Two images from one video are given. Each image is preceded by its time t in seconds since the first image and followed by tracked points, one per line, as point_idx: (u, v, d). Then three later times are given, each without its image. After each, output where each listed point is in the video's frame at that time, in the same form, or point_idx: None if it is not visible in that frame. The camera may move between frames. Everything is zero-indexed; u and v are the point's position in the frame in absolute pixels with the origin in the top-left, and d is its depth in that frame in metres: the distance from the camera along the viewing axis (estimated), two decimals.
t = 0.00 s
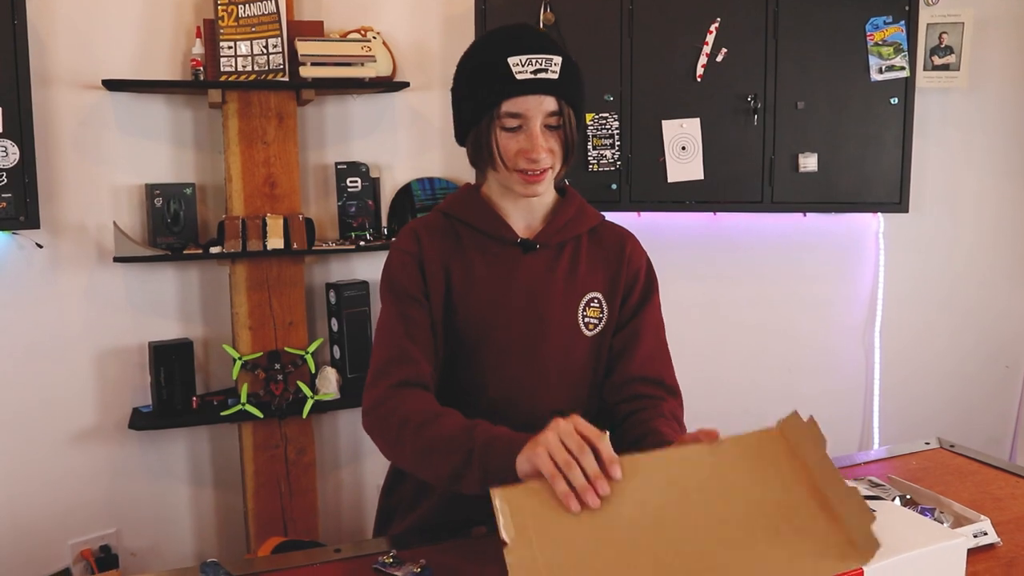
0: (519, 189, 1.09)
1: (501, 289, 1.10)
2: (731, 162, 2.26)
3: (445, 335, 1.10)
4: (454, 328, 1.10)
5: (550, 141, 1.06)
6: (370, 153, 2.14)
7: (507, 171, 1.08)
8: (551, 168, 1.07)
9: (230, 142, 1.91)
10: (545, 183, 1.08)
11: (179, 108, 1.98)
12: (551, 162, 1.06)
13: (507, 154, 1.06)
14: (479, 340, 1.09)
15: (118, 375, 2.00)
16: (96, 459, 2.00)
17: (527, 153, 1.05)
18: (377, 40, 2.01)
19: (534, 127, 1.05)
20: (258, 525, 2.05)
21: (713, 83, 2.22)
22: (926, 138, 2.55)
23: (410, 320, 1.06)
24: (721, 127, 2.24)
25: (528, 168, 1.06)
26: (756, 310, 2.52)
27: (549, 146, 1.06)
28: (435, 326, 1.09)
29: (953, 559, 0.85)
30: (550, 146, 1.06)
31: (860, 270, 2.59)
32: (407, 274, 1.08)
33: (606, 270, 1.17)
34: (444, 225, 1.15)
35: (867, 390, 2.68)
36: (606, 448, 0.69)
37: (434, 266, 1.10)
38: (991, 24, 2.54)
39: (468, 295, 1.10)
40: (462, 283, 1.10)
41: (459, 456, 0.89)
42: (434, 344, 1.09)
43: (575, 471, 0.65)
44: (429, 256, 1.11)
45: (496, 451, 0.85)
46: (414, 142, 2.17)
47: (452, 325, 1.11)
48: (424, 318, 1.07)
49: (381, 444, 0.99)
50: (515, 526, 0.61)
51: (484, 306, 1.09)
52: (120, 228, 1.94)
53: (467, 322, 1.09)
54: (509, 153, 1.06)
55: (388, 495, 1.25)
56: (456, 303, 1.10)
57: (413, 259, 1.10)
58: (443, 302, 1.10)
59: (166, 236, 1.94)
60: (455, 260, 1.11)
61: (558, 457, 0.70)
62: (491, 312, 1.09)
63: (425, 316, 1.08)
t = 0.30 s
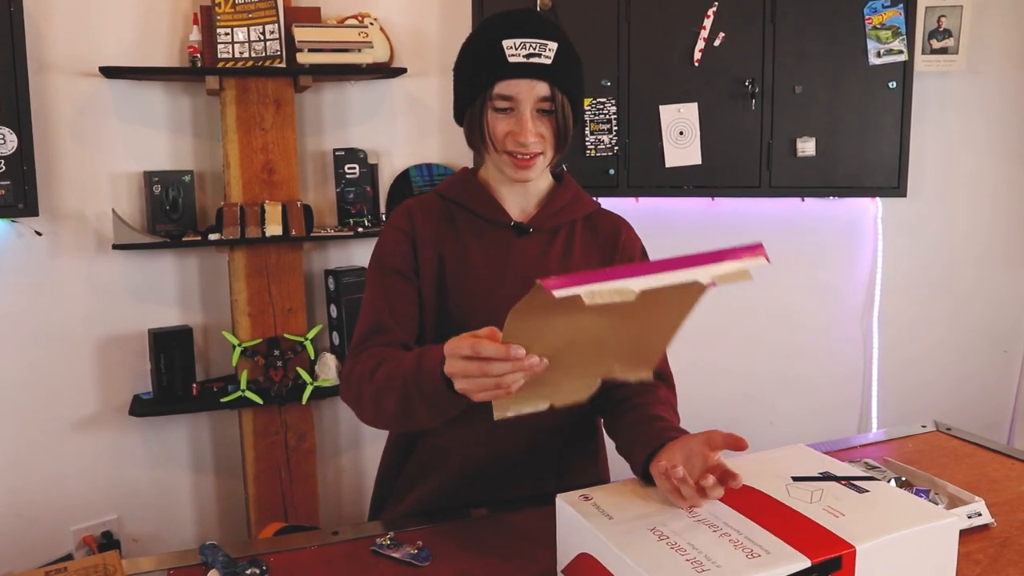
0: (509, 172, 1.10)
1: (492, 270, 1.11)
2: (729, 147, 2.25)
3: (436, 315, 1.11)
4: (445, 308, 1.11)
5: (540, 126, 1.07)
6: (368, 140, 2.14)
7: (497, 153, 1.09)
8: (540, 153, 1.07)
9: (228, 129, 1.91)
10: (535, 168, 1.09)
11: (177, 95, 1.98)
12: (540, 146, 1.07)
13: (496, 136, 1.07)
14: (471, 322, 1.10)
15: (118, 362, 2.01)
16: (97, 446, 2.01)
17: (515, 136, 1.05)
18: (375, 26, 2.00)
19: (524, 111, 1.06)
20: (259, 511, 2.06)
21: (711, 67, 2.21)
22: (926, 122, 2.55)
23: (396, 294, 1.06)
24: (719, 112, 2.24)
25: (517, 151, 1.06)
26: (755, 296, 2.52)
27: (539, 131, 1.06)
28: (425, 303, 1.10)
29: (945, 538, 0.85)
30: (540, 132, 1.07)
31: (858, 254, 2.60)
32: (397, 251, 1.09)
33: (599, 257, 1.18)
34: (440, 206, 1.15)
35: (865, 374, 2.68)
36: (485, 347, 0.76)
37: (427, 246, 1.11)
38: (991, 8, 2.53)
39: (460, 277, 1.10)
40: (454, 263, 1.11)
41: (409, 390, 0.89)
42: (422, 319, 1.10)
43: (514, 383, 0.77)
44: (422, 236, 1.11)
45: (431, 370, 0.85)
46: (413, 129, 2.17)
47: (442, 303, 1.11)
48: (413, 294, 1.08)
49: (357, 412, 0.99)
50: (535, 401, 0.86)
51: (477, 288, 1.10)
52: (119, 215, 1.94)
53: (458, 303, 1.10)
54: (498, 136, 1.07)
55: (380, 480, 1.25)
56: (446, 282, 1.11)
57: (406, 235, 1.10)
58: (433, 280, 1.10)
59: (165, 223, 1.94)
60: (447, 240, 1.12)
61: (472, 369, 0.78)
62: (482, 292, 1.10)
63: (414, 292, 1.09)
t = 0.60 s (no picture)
0: (501, 166, 1.11)
1: (482, 265, 1.12)
2: (726, 142, 2.26)
3: (430, 309, 1.12)
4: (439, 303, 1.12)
5: (530, 120, 1.08)
6: (367, 136, 2.14)
7: (489, 148, 1.10)
8: (531, 147, 1.08)
9: (226, 125, 1.92)
10: (526, 162, 1.09)
11: (175, 91, 1.98)
12: (530, 141, 1.07)
13: (487, 131, 1.08)
14: (466, 315, 1.10)
15: (117, 358, 2.02)
16: (97, 441, 2.02)
17: (505, 130, 1.06)
18: (373, 21, 2.00)
19: (514, 106, 1.06)
20: (259, 506, 2.07)
21: (708, 63, 2.22)
22: (923, 116, 2.55)
23: (389, 290, 1.07)
24: (717, 107, 2.24)
25: (507, 145, 1.07)
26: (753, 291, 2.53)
27: (529, 126, 1.07)
28: (420, 299, 1.11)
29: (938, 529, 0.86)
30: (531, 126, 1.07)
31: (855, 248, 2.60)
32: (391, 247, 1.09)
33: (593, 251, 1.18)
34: (433, 201, 1.17)
35: (863, 368, 2.69)
36: (474, 366, 0.73)
37: (421, 241, 1.11)
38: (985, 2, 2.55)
39: (453, 272, 1.11)
40: (447, 258, 1.12)
41: (396, 393, 0.90)
42: (417, 314, 1.11)
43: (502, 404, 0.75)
44: (415, 231, 1.12)
45: (419, 375, 0.88)
46: (411, 125, 2.18)
47: (436, 298, 1.12)
48: (406, 290, 1.09)
49: (349, 409, 1.00)
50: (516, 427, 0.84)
51: (469, 283, 1.11)
52: (118, 212, 1.95)
53: (451, 297, 1.11)
54: (489, 131, 1.08)
55: (379, 472, 1.26)
56: (440, 277, 1.12)
57: (400, 231, 1.11)
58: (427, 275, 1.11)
59: (164, 219, 1.95)
60: (440, 235, 1.13)
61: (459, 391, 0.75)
62: (474, 286, 1.11)
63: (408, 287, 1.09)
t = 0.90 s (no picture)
0: (504, 160, 1.11)
1: (482, 258, 1.12)
2: (730, 138, 2.26)
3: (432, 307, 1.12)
4: (440, 299, 1.12)
5: (533, 112, 1.08)
6: (370, 132, 2.15)
7: (491, 142, 1.09)
8: (534, 139, 1.08)
9: (230, 122, 1.92)
10: (529, 154, 1.09)
11: (179, 88, 1.99)
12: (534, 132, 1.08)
13: (490, 125, 1.07)
14: (467, 311, 1.11)
15: (122, 354, 2.02)
16: (101, 438, 2.02)
17: (509, 124, 1.06)
18: (376, 18, 2.01)
19: (516, 99, 1.07)
20: (263, 502, 2.07)
21: (712, 58, 2.21)
22: (927, 111, 2.55)
23: (391, 287, 1.08)
24: (720, 103, 2.24)
25: (511, 138, 1.07)
26: (757, 287, 2.53)
27: (532, 117, 1.07)
28: (421, 297, 1.11)
29: (942, 524, 0.86)
30: (534, 118, 1.08)
31: (859, 244, 2.60)
32: (391, 244, 1.10)
33: (592, 243, 1.18)
34: (432, 199, 1.16)
35: (866, 364, 2.69)
36: (485, 359, 0.76)
37: (421, 238, 1.12)
38: None
39: (453, 267, 1.11)
40: (447, 254, 1.12)
41: (398, 388, 0.91)
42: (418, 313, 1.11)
43: (508, 394, 0.78)
44: (415, 229, 1.13)
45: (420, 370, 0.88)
46: (415, 121, 2.18)
47: (437, 296, 1.12)
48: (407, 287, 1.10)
49: (351, 405, 1.00)
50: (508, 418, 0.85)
51: (470, 277, 1.11)
52: (122, 208, 1.95)
53: (452, 293, 1.11)
54: (493, 125, 1.07)
55: (385, 472, 1.26)
56: (440, 274, 1.12)
57: (399, 229, 1.12)
58: (428, 273, 1.12)
59: (167, 216, 1.96)
60: (440, 233, 1.13)
61: (467, 382, 0.78)
62: (474, 282, 1.11)
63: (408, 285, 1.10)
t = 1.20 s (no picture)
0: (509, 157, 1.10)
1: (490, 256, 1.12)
2: (741, 135, 2.25)
3: (440, 304, 1.12)
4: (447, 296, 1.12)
5: (536, 107, 1.07)
6: (380, 130, 2.15)
7: (496, 139, 1.09)
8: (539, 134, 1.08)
9: (240, 120, 1.92)
10: (534, 150, 1.09)
11: (190, 87, 1.99)
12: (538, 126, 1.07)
13: (494, 120, 1.07)
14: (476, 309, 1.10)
15: (133, 352, 2.03)
16: (113, 435, 2.03)
17: (511, 118, 1.06)
18: (386, 15, 2.02)
19: (518, 93, 1.07)
20: (274, 500, 2.08)
21: (722, 56, 2.21)
22: (938, 108, 2.54)
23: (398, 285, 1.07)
24: (731, 100, 2.23)
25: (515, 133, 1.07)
26: (767, 284, 2.52)
27: (535, 112, 1.07)
28: (428, 295, 1.11)
29: (959, 523, 0.85)
30: (537, 113, 1.07)
31: (869, 242, 2.59)
32: (398, 243, 1.10)
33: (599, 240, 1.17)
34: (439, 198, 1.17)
35: (877, 361, 2.68)
36: (479, 319, 0.73)
37: (428, 236, 1.12)
38: None
39: (461, 264, 1.11)
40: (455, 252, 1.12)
41: (402, 381, 0.90)
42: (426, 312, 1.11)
43: (497, 369, 0.73)
44: (422, 226, 1.12)
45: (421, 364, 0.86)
46: (424, 119, 2.19)
47: (446, 294, 1.12)
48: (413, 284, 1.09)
49: (358, 401, 1.00)
50: (510, 412, 0.77)
51: (478, 275, 1.11)
52: (133, 207, 1.96)
53: (460, 289, 1.11)
54: (496, 121, 1.07)
55: (396, 470, 1.26)
56: (448, 271, 1.12)
57: (406, 227, 1.11)
58: (435, 269, 1.11)
59: (178, 214, 1.96)
60: (448, 232, 1.13)
61: (459, 348, 0.75)
62: (482, 279, 1.10)
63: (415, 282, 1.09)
